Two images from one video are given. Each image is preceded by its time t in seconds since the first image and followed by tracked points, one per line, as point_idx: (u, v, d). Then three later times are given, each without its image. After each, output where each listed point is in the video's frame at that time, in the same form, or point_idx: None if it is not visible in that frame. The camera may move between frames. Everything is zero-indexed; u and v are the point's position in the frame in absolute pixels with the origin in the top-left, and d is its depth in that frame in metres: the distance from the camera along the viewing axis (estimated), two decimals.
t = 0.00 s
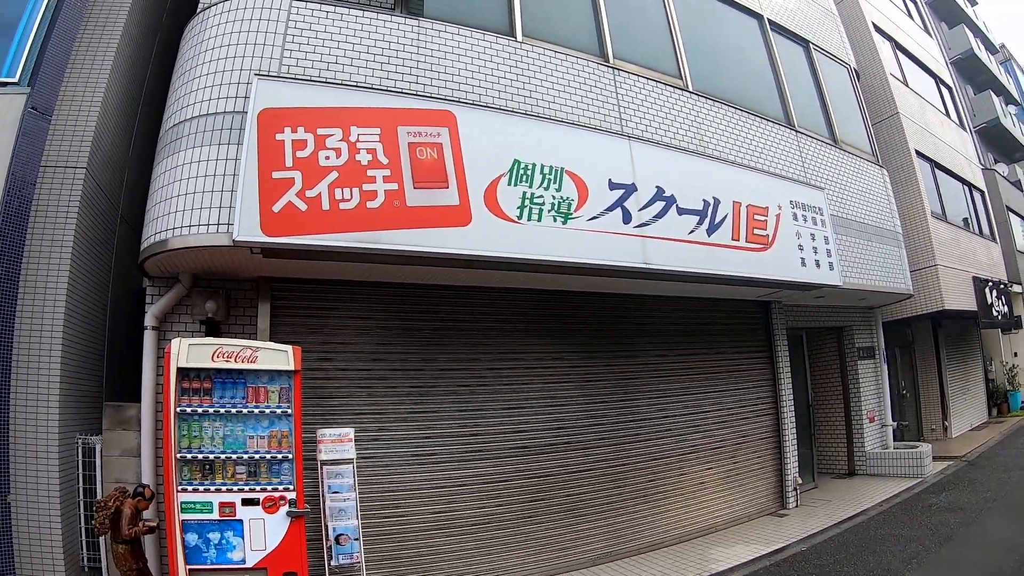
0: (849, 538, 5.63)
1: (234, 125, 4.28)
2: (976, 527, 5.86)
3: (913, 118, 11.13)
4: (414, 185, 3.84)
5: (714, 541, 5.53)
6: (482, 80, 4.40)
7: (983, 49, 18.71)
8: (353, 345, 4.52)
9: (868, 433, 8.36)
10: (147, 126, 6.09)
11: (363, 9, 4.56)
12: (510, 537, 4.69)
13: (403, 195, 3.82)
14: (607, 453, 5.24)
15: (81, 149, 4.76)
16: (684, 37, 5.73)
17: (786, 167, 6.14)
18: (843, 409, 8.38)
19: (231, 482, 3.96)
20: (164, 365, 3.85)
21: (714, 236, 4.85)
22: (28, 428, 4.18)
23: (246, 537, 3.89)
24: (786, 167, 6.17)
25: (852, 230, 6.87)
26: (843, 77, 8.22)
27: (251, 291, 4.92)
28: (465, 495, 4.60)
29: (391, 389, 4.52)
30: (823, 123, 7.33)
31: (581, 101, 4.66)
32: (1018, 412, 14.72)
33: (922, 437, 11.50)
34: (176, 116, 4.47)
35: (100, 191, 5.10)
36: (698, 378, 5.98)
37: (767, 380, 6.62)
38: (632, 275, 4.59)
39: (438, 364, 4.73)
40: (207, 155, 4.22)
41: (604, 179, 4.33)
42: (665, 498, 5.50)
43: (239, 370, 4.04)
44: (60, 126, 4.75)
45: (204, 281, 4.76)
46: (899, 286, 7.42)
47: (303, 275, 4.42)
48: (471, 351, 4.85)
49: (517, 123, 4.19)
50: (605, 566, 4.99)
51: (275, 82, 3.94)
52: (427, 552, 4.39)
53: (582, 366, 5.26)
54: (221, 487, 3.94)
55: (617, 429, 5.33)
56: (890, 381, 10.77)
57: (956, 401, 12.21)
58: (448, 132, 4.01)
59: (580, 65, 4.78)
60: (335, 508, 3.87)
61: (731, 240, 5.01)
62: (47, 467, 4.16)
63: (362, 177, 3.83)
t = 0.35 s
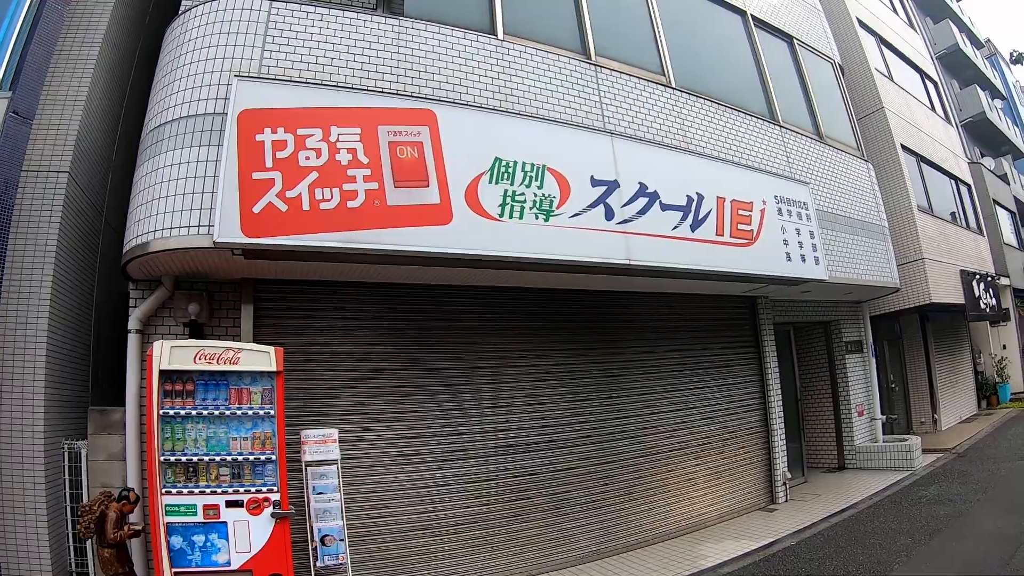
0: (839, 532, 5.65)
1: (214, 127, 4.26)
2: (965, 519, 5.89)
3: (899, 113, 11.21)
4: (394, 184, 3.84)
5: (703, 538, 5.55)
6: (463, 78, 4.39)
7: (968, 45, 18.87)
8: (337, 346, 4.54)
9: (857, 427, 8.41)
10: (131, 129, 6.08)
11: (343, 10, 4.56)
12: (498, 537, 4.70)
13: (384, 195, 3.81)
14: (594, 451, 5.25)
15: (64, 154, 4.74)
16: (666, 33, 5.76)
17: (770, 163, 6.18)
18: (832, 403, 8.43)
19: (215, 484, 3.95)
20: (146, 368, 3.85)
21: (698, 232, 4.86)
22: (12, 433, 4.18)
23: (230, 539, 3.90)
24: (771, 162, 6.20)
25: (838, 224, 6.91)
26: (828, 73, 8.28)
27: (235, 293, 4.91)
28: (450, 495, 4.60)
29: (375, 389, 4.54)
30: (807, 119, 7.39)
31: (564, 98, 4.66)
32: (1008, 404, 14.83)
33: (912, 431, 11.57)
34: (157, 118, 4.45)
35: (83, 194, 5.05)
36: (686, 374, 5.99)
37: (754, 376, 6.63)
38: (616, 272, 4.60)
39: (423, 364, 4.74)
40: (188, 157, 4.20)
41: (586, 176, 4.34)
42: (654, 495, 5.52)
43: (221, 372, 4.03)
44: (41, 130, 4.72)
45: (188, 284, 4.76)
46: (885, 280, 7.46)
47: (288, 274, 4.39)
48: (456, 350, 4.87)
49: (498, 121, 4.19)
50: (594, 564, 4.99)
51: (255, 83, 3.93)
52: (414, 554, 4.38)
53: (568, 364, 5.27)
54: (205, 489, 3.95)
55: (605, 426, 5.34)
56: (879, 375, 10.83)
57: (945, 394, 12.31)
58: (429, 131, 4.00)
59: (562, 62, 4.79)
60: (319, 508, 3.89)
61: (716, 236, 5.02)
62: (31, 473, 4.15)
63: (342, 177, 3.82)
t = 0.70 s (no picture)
0: (818, 531, 5.60)
1: (168, 139, 4.21)
2: (948, 514, 5.83)
3: (875, 106, 11.26)
4: (347, 191, 3.80)
5: (680, 539, 5.53)
6: (418, 81, 4.36)
7: (947, 37, 18.99)
8: (299, 354, 4.56)
9: (840, 423, 8.45)
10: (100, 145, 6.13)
11: (298, 18, 4.51)
12: (468, 544, 4.70)
13: (337, 202, 3.77)
14: (565, 455, 5.25)
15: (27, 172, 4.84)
16: (630, 32, 5.78)
17: (739, 158, 6.18)
18: (814, 398, 8.49)
19: (174, 494, 4.01)
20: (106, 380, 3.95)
21: (663, 230, 4.83)
22: None
23: (191, 548, 3.98)
24: (740, 158, 6.21)
25: (811, 219, 6.91)
26: (801, 67, 8.30)
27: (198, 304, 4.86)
28: (417, 504, 4.59)
29: (338, 397, 4.57)
30: (779, 113, 7.41)
31: (523, 99, 4.66)
32: (995, 395, 14.87)
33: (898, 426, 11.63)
34: (115, 133, 4.43)
35: (50, 208, 5.14)
36: (658, 375, 5.97)
37: (731, 374, 6.61)
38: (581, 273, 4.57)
39: (387, 371, 4.77)
40: (142, 170, 4.16)
41: (546, 177, 4.31)
42: (629, 498, 5.50)
43: (178, 383, 4.07)
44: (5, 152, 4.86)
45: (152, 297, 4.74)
46: (864, 274, 7.43)
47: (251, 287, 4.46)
48: (421, 355, 4.89)
49: (453, 125, 4.17)
50: (568, 569, 4.98)
51: (206, 94, 3.89)
52: (381, 563, 4.37)
53: (535, 367, 5.28)
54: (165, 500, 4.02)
55: (577, 430, 5.34)
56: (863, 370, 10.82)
57: (931, 386, 12.36)
58: (382, 137, 3.96)
59: (521, 63, 4.79)
60: (280, 517, 4.00)
61: (683, 234, 4.99)
62: None
63: (294, 185, 3.77)
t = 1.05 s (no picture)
0: (805, 547, 5.52)
1: (127, 164, 4.12)
2: (940, 523, 5.72)
3: (860, 107, 11.26)
4: (306, 212, 3.75)
5: (660, 557, 5.63)
6: (381, 98, 4.36)
7: (933, 36, 19.05)
8: (267, 377, 4.50)
9: (832, 430, 8.61)
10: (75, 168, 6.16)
11: (259, 35, 4.43)
12: (446, 565, 4.70)
13: (295, 223, 3.72)
14: (544, 474, 5.36)
15: None
16: (603, 40, 5.87)
17: (716, 165, 6.18)
18: (805, 404, 8.65)
19: (137, 521, 3.97)
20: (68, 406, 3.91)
21: (636, 241, 4.85)
22: None
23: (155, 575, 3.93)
24: (717, 165, 6.19)
25: (795, 224, 6.86)
26: (782, 70, 8.25)
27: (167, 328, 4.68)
28: (393, 524, 4.58)
29: (309, 419, 4.52)
30: (760, 118, 7.35)
31: (489, 114, 4.73)
32: (992, 394, 14.78)
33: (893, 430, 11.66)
34: (76, 158, 4.35)
35: (22, 234, 5.16)
36: (636, 392, 6.17)
37: (716, 386, 6.96)
38: (551, 287, 4.59)
39: (358, 392, 4.71)
40: (101, 196, 4.07)
41: (512, 192, 4.36)
42: (609, 516, 5.62)
43: (140, 408, 4.01)
44: None
45: (120, 321, 4.58)
46: (851, 278, 7.36)
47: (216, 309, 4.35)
48: (393, 374, 4.86)
49: (415, 142, 4.15)
50: None
51: (163, 116, 3.78)
52: None
53: (509, 384, 5.36)
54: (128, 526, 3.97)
55: (554, 448, 5.47)
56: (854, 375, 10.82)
57: (925, 389, 12.30)
58: (342, 155, 3.92)
59: (489, 77, 4.88)
60: (244, 543, 4.04)
61: (657, 244, 5.00)
62: None
63: (251, 207, 3.69)
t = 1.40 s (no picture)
0: (811, 567, 5.32)
1: (112, 172, 3.99)
2: (951, 543, 5.50)
3: (866, 115, 11.12)
4: (291, 221, 3.64)
5: None
6: (372, 105, 4.26)
7: (939, 44, 18.90)
8: (255, 390, 4.36)
9: (839, 444, 8.40)
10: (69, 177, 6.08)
11: (249, 42, 4.33)
12: None
13: (280, 232, 3.60)
14: (542, 492, 5.19)
15: None
16: (601, 48, 5.77)
17: (719, 174, 6.04)
18: (811, 418, 8.45)
19: (117, 535, 3.85)
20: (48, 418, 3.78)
21: (635, 251, 4.73)
22: None
23: None
24: (720, 173, 6.05)
25: (800, 234, 6.69)
26: (786, 77, 8.12)
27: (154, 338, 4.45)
28: (383, 543, 4.41)
29: (297, 434, 4.37)
30: (764, 125, 7.21)
31: (483, 121, 4.62)
32: (1003, 406, 14.48)
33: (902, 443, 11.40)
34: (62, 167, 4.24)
35: (14, 243, 5.05)
36: (637, 406, 6.01)
37: (720, 401, 6.79)
38: (545, 300, 4.46)
39: (347, 407, 4.56)
40: (84, 205, 3.93)
41: (505, 201, 4.25)
42: (608, 535, 5.43)
43: (120, 421, 3.87)
44: None
45: (106, 331, 4.37)
46: (858, 289, 7.17)
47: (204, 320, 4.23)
48: (384, 388, 4.72)
49: (406, 150, 4.05)
50: None
51: (148, 125, 3.68)
52: None
53: (504, 399, 5.20)
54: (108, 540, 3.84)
55: (551, 464, 5.30)
56: (862, 387, 10.61)
57: (935, 401, 12.05)
58: (329, 163, 3.81)
59: (484, 84, 4.78)
60: (226, 560, 4.00)
61: (657, 255, 4.87)
62: None
63: (236, 216, 3.57)
